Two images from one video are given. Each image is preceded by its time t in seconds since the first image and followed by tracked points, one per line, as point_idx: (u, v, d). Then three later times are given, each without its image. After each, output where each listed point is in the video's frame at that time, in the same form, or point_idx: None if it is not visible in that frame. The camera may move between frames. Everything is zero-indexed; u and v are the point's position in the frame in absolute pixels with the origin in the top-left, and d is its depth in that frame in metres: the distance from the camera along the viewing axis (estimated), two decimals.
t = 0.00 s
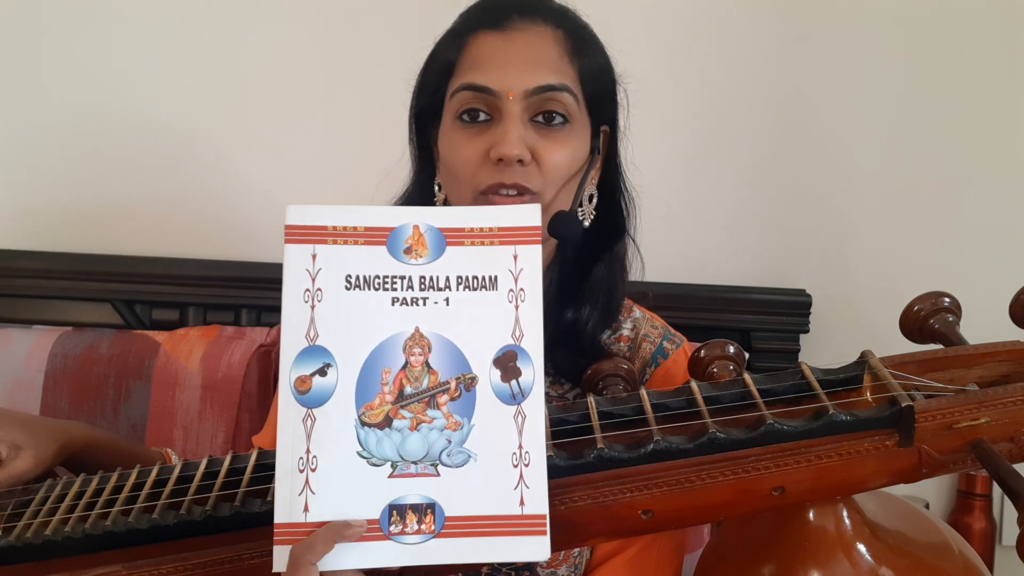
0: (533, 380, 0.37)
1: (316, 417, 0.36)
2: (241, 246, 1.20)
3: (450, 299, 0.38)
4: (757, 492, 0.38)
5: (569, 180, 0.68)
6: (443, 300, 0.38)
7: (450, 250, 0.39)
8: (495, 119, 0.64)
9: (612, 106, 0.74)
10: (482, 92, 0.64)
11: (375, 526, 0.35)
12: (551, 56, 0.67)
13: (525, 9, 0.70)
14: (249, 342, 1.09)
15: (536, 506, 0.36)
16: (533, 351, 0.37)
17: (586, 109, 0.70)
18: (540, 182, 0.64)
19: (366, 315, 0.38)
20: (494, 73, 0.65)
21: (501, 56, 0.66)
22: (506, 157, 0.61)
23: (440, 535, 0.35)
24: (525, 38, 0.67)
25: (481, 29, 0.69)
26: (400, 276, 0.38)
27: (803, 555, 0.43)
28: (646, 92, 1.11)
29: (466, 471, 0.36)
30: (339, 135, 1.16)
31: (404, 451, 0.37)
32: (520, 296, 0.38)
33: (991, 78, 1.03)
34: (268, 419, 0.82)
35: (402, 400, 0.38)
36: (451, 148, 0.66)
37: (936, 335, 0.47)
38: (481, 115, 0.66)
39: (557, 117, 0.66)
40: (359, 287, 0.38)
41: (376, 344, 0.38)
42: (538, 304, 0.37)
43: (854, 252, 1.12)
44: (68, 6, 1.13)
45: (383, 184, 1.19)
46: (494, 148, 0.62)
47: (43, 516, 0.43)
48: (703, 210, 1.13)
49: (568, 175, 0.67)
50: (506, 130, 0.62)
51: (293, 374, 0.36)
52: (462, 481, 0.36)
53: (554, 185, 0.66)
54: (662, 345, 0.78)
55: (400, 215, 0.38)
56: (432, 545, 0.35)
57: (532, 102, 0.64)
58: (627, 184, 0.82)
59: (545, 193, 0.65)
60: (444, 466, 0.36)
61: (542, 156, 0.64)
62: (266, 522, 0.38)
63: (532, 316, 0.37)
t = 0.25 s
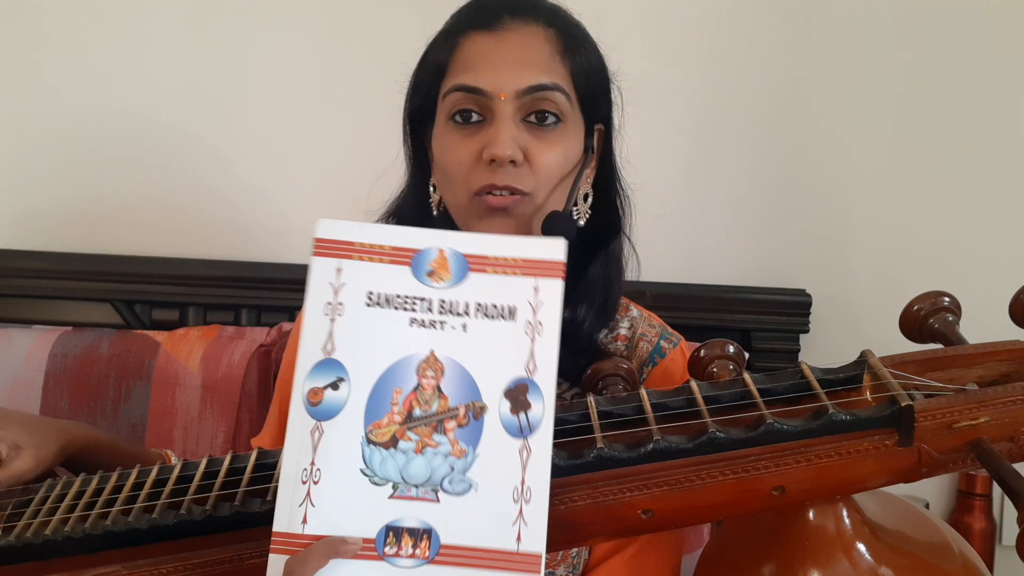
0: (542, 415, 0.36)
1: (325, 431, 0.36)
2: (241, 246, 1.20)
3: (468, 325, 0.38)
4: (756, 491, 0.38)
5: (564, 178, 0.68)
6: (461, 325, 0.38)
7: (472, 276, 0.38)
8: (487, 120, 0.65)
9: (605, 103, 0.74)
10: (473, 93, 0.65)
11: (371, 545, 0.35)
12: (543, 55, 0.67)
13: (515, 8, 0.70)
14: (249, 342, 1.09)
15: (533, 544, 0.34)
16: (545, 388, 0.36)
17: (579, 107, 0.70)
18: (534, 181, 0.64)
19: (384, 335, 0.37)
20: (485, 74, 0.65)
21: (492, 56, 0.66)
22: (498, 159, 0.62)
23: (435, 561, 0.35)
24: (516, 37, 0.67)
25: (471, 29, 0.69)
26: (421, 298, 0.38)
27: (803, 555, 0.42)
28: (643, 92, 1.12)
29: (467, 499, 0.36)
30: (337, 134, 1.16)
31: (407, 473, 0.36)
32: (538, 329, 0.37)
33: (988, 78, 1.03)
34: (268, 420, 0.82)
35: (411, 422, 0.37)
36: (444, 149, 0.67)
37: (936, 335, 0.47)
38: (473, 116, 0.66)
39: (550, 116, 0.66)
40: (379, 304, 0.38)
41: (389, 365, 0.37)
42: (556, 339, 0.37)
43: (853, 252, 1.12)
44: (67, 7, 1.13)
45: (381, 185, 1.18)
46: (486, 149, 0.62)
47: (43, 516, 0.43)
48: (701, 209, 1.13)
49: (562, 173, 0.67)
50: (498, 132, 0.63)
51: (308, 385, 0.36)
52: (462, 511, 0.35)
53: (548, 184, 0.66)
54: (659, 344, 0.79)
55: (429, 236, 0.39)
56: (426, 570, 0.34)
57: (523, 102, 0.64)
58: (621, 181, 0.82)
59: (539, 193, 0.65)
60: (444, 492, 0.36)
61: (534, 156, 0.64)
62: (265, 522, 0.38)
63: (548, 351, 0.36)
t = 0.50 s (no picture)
0: (552, 437, 0.36)
1: (335, 445, 0.37)
2: (241, 246, 1.20)
3: (480, 345, 0.38)
4: (756, 491, 0.38)
5: (562, 175, 0.68)
6: (474, 344, 0.38)
7: (488, 296, 0.39)
8: (482, 121, 0.65)
9: (598, 99, 0.74)
10: (466, 95, 0.65)
11: (376, 562, 0.35)
12: (534, 55, 0.67)
13: (505, 8, 0.70)
14: (249, 342, 1.09)
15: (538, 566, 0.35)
16: (556, 409, 0.37)
17: (573, 105, 0.70)
18: (531, 179, 0.65)
19: (399, 352, 0.38)
20: (477, 76, 0.65)
21: (483, 57, 0.66)
22: (494, 159, 0.62)
23: None
24: (506, 37, 0.67)
25: (462, 31, 0.69)
26: (436, 315, 0.39)
27: (803, 555, 0.43)
28: (639, 92, 1.11)
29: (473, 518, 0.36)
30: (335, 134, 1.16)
31: (414, 490, 0.36)
32: (550, 351, 0.38)
33: (985, 78, 1.03)
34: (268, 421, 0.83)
35: (420, 439, 0.38)
36: (440, 151, 0.67)
37: (936, 335, 0.47)
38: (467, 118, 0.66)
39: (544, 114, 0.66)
40: (394, 321, 0.39)
41: (399, 383, 0.38)
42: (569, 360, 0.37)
43: (852, 252, 1.12)
44: (66, 9, 1.14)
45: (378, 187, 1.17)
46: (481, 150, 0.63)
47: (43, 516, 0.43)
48: (699, 210, 1.13)
49: (560, 171, 0.67)
50: (492, 132, 0.63)
51: (319, 399, 0.37)
52: (469, 533, 0.35)
53: (546, 182, 0.66)
54: (659, 344, 0.79)
55: (446, 256, 0.40)
56: None
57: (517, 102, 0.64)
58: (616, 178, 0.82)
59: (536, 191, 0.66)
60: (451, 512, 0.36)
61: (531, 154, 0.64)
62: (266, 522, 0.38)
63: (560, 373, 0.37)
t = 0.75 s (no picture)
0: (555, 441, 0.36)
1: (337, 451, 0.37)
2: (241, 246, 1.20)
3: (482, 348, 0.38)
4: (756, 491, 0.38)
5: (561, 177, 0.68)
6: (476, 348, 0.38)
7: (490, 298, 0.39)
8: (480, 124, 0.65)
9: (595, 98, 0.74)
10: (463, 98, 0.65)
11: (378, 567, 0.35)
12: (531, 56, 0.67)
13: (499, 8, 0.70)
14: (249, 342, 1.09)
15: (542, 570, 0.35)
16: (558, 412, 0.37)
17: (570, 105, 0.70)
18: (530, 182, 0.65)
19: (401, 355, 0.38)
20: (474, 78, 0.65)
21: (480, 59, 0.66)
22: (493, 162, 0.62)
23: None
24: (502, 38, 0.67)
25: (456, 32, 0.69)
26: (438, 319, 0.39)
27: (803, 555, 0.43)
28: (638, 93, 1.11)
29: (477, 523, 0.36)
30: (334, 134, 1.16)
31: (417, 495, 0.36)
32: (553, 354, 0.38)
33: (983, 78, 1.03)
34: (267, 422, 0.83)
35: (422, 444, 0.38)
36: (438, 155, 0.67)
37: (935, 335, 0.47)
38: (465, 121, 0.66)
39: (542, 116, 0.66)
40: (396, 324, 0.39)
41: (401, 387, 0.38)
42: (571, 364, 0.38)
43: (851, 252, 1.12)
44: (63, 10, 1.13)
45: (379, 185, 1.17)
46: (480, 153, 0.63)
47: (43, 516, 0.43)
48: (698, 210, 1.13)
49: (559, 172, 0.67)
50: (491, 135, 0.63)
51: (321, 404, 0.37)
52: (472, 537, 0.35)
53: (545, 184, 0.66)
54: (659, 344, 0.79)
55: (447, 258, 0.40)
56: None
57: (515, 104, 0.64)
58: (613, 177, 0.82)
59: (536, 193, 0.66)
60: (455, 517, 0.36)
61: (530, 157, 0.64)
62: (266, 522, 0.38)
63: (562, 377, 0.37)
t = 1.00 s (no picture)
0: (561, 445, 0.36)
1: (341, 467, 0.36)
2: (241, 246, 1.20)
3: (484, 354, 0.37)
4: (756, 491, 0.38)
5: (558, 178, 0.68)
6: (477, 354, 0.37)
7: (490, 303, 0.37)
8: (476, 125, 0.65)
9: (594, 98, 0.74)
10: (460, 99, 0.65)
11: None
12: (528, 56, 0.67)
13: (496, 8, 0.70)
14: (249, 342, 1.09)
15: None
16: (563, 417, 0.36)
17: (568, 105, 0.70)
18: (527, 183, 0.65)
19: (399, 364, 0.37)
20: (470, 79, 0.64)
21: (476, 59, 0.66)
22: (489, 164, 0.62)
23: None
24: (499, 39, 0.67)
25: (452, 33, 0.69)
26: (437, 326, 0.37)
27: (803, 555, 0.42)
28: (637, 93, 1.11)
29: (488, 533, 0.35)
30: (334, 134, 1.16)
31: (426, 508, 0.35)
32: (556, 359, 0.36)
33: (981, 79, 1.03)
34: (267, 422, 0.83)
35: (428, 455, 0.36)
36: (435, 156, 0.67)
37: (935, 335, 0.47)
38: (461, 122, 0.66)
39: (539, 117, 0.66)
40: (394, 334, 0.37)
41: (401, 398, 0.36)
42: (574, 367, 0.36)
43: (850, 252, 1.12)
44: (62, 10, 1.14)
45: (378, 185, 1.17)
46: (476, 154, 0.63)
47: (43, 516, 0.43)
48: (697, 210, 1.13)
49: (556, 173, 0.67)
50: (487, 136, 0.63)
51: (321, 420, 0.36)
52: (483, 547, 0.35)
53: (542, 185, 0.66)
54: (659, 344, 0.79)
55: (444, 264, 0.38)
56: None
57: (512, 105, 0.64)
58: (611, 177, 0.82)
59: (533, 194, 0.66)
60: (465, 527, 0.35)
61: (526, 157, 0.64)
62: (266, 522, 0.38)
63: (565, 381, 0.36)
